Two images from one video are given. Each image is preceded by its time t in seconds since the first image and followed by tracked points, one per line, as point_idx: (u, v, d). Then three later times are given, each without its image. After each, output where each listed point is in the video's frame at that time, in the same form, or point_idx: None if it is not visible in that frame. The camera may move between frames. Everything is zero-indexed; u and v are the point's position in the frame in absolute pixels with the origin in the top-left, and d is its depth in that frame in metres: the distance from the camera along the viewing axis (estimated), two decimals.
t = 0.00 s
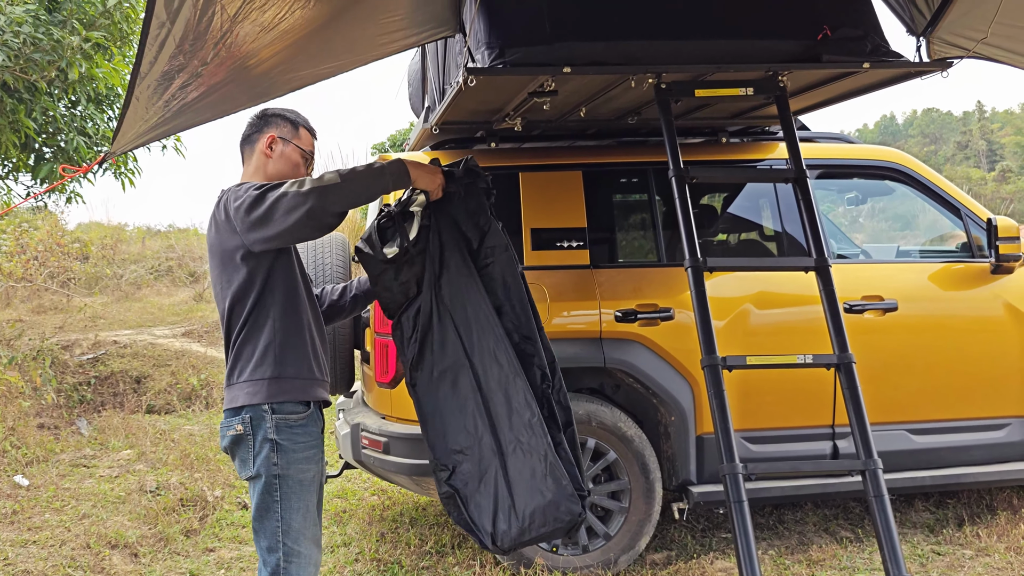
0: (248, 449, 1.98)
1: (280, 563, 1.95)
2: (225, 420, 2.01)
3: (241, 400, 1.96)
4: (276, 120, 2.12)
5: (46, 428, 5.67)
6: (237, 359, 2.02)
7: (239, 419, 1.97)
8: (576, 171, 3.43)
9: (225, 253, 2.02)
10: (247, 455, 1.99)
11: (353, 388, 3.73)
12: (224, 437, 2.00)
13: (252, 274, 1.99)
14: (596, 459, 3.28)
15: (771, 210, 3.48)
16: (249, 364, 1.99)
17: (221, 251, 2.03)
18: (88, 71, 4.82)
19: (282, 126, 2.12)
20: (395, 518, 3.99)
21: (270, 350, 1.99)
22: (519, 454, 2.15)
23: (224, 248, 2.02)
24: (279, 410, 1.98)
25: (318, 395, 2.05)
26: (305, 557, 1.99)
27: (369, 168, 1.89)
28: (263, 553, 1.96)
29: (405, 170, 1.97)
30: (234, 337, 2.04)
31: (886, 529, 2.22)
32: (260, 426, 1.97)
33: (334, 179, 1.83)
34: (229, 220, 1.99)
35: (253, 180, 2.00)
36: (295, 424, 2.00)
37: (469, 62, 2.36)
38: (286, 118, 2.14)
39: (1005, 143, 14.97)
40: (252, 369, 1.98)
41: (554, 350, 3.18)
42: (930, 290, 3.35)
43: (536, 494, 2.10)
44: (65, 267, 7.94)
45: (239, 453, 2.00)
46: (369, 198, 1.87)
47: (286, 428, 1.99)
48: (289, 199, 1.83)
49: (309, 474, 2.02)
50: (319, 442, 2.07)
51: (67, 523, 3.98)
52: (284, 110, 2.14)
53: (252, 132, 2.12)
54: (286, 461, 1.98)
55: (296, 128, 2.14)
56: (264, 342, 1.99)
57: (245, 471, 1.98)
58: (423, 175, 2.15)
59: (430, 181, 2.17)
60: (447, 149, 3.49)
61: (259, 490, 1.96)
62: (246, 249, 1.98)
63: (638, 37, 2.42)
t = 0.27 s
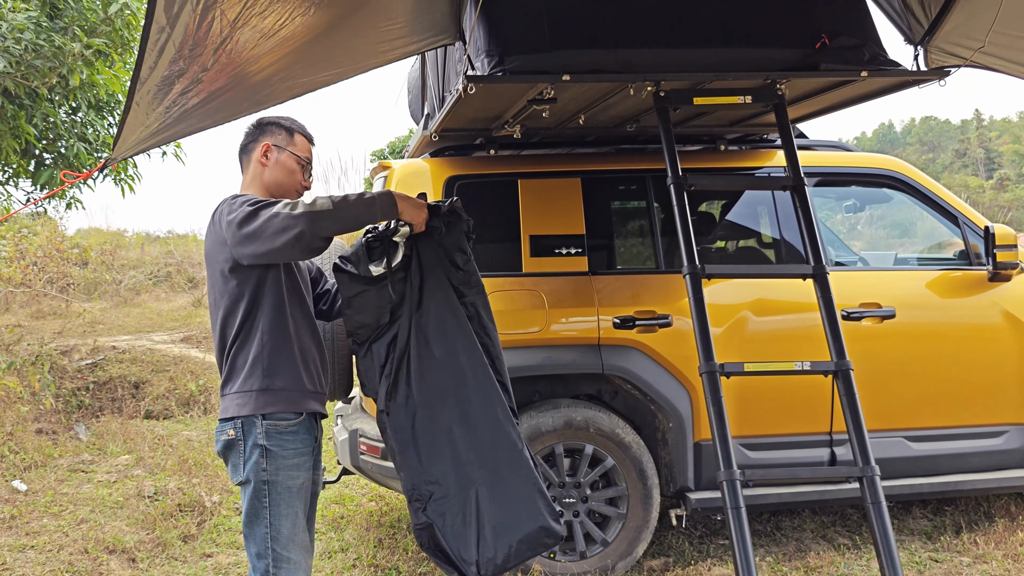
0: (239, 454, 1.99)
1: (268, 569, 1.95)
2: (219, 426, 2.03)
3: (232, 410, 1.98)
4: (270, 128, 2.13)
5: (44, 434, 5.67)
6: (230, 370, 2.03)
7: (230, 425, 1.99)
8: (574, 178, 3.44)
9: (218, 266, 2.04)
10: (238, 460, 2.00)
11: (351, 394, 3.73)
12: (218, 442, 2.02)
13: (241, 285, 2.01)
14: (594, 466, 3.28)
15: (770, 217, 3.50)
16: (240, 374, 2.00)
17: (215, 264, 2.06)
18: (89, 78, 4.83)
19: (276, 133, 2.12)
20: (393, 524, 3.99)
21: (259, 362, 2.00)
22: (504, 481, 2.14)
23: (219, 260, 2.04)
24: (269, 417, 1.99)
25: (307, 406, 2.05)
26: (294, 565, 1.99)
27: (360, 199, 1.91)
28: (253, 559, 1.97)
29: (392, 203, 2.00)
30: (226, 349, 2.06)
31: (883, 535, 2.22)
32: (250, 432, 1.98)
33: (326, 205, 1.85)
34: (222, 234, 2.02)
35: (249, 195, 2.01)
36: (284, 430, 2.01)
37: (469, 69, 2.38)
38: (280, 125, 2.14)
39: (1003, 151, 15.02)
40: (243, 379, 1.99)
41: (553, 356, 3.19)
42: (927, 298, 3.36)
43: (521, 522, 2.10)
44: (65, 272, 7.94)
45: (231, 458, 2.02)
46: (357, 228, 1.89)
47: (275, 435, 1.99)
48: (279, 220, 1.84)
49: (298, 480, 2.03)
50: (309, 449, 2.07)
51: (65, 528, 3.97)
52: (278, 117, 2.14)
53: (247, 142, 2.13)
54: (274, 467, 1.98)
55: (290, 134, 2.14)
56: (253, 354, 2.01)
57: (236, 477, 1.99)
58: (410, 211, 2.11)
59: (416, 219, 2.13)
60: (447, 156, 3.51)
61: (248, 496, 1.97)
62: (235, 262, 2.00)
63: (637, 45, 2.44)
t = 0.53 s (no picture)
0: (238, 454, 2.00)
1: (264, 568, 1.97)
2: (219, 425, 2.05)
3: (231, 411, 1.98)
4: (267, 128, 2.13)
5: (45, 432, 5.68)
6: (230, 370, 2.05)
7: (230, 424, 2.00)
8: (575, 179, 3.45)
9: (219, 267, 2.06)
10: (236, 459, 2.01)
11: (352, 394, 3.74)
12: (218, 440, 2.03)
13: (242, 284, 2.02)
14: (594, 466, 3.29)
15: (770, 219, 3.50)
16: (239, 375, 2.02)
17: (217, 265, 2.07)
18: (91, 78, 4.85)
19: (273, 134, 2.12)
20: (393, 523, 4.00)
21: (259, 362, 2.00)
22: (447, 514, 2.15)
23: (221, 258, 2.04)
24: (269, 417, 1.99)
25: (307, 407, 2.05)
26: (290, 564, 2.00)
27: (357, 214, 1.96)
28: (249, 558, 1.98)
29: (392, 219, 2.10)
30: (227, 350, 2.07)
31: (883, 537, 2.23)
32: (249, 431, 1.99)
33: (320, 216, 1.88)
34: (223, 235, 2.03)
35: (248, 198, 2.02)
36: (283, 430, 2.01)
37: (470, 71, 2.39)
38: (277, 125, 2.13)
39: (1004, 153, 15.03)
40: (242, 380, 2.01)
41: (553, 357, 3.20)
42: (927, 300, 3.37)
43: (455, 554, 2.13)
44: (66, 272, 7.95)
45: (230, 457, 2.03)
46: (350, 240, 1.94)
47: (274, 434, 2.00)
48: (274, 227, 1.86)
49: (295, 481, 2.04)
50: (308, 449, 2.08)
51: (66, 526, 3.98)
52: (275, 116, 2.14)
53: (246, 143, 2.14)
54: (272, 468, 1.99)
55: (287, 134, 2.13)
56: (254, 353, 2.01)
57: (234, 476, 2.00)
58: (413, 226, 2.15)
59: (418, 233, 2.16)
60: (448, 157, 3.52)
61: (245, 495, 1.98)
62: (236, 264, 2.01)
63: (638, 47, 2.45)
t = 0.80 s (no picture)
0: (242, 450, 2.01)
1: (264, 564, 1.98)
2: (223, 422, 2.06)
3: (237, 410, 2.00)
4: (270, 125, 2.12)
5: (48, 428, 5.69)
6: (234, 368, 2.06)
7: (235, 421, 2.01)
8: (578, 177, 3.46)
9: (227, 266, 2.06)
10: (240, 456, 2.02)
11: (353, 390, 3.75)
12: (222, 436, 2.05)
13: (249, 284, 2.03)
14: (595, 464, 3.30)
15: (772, 217, 3.50)
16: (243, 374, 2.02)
17: (223, 262, 2.07)
18: (94, 75, 4.85)
19: (276, 131, 2.12)
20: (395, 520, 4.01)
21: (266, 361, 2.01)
22: (421, 521, 2.16)
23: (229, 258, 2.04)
24: (274, 416, 2.00)
25: (311, 408, 2.06)
26: (290, 561, 2.01)
27: (360, 248, 2.00)
28: (249, 554, 1.99)
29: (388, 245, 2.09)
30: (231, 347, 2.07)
31: (884, 535, 2.23)
32: (254, 428, 2.00)
33: (326, 261, 1.90)
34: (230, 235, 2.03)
35: (253, 211, 2.01)
36: (288, 428, 2.02)
37: (473, 68, 2.39)
38: (279, 122, 2.13)
39: (1005, 152, 15.01)
40: (247, 379, 2.02)
41: (554, 355, 3.21)
42: (929, 299, 3.37)
43: (427, 560, 2.14)
44: (68, 268, 7.97)
45: (234, 453, 2.04)
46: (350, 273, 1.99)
47: (279, 432, 2.01)
48: (280, 263, 1.88)
49: (298, 479, 2.05)
50: (312, 448, 2.09)
51: (69, 522, 4.00)
52: (277, 112, 2.13)
53: (248, 139, 2.14)
54: (276, 465, 2.00)
55: (290, 131, 2.12)
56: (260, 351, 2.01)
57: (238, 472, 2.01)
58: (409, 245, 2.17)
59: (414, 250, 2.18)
60: (451, 154, 3.52)
61: (248, 492, 1.99)
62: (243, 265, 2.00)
63: (641, 46, 2.46)
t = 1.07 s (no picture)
0: (244, 446, 2.01)
1: (264, 559, 1.98)
2: (225, 417, 2.06)
3: (240, 405, 2.01)
4: (268, 121, 2.10)
5: (49, 422, 5.71)
6: (235, 363, 2.05)
7: (237, 416, 2.01)
8: (579, 173, 3.45)
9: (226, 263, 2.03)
10: (242, 451, 2.02)
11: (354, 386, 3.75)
12: (224, 432, 2.05)
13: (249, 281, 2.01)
14: (595, 460, 3.30)
15: (774, 215, 3.50)
16: (243, 369, 2.02)
17: (222, 259, 2.05)
18: (96, 69, 4.85)
19: (275, 128, 2.09)
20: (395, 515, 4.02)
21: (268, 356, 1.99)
22: (436, 512, 2.13)
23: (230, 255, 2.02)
24: (276, 411, 2.01)
25: (313, 403, 2.06)
26: (290, 556, 2.02)
27: (363, 272, 2.01)
28: (249, 549, 1.99)
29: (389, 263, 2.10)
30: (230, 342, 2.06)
31: (884, 532, 2.24)
32: (256, 424, 2.00)
33: (331, 289, 1.93)
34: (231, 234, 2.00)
35: (254, 219, 1.97)
36: (291, 425, 2.03)
37: (475, 64, 2.39)
38: (278, 118, 2.10)
39: (1006, 150, 14.99)
40: (249, 375, 2.02)
41: (554, 350, 3.22)
42: (930, 296, 3.37)
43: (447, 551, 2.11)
44: (69, 262, 7.97)
45: (236, 449, 2.04)
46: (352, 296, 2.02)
47: (281, 428, 2.01)
48: (283, 292, 1.89)
49: (299, 475, 2.06)
50: (313, 445, 2.09)
51: (70, 516, 4.01)
52: (275, 108, 2.10)
53: (246, 135, 2.12)
54: (278, 461, 2.01)
55: (289, 128, 2.10)
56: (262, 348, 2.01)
57: (239, 467, 2.02)
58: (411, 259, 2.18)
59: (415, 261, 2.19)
60: (453, 150, 3.52)
61: (250, 487, 2.00)
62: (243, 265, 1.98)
63: (643, 42, 2.45)
